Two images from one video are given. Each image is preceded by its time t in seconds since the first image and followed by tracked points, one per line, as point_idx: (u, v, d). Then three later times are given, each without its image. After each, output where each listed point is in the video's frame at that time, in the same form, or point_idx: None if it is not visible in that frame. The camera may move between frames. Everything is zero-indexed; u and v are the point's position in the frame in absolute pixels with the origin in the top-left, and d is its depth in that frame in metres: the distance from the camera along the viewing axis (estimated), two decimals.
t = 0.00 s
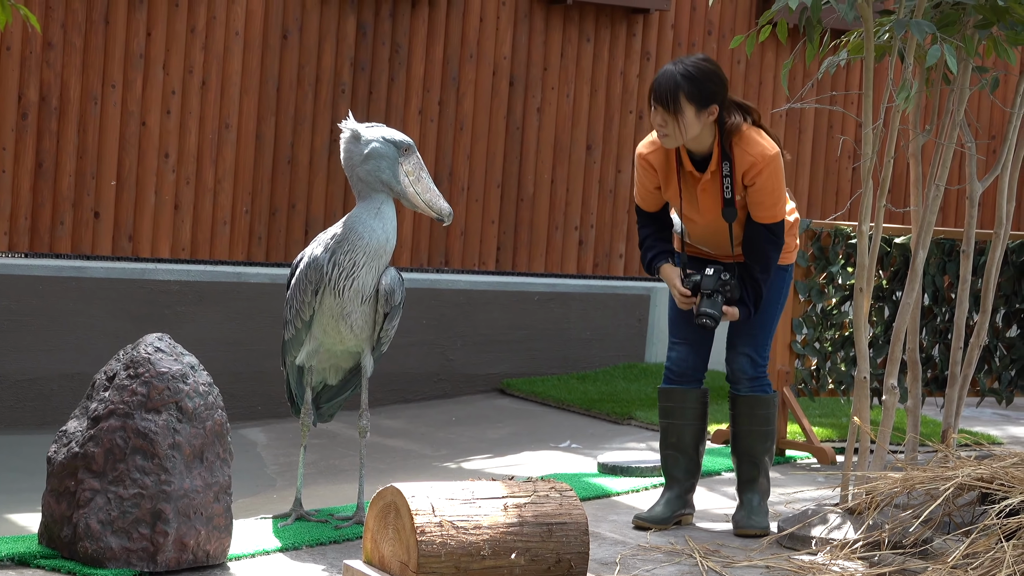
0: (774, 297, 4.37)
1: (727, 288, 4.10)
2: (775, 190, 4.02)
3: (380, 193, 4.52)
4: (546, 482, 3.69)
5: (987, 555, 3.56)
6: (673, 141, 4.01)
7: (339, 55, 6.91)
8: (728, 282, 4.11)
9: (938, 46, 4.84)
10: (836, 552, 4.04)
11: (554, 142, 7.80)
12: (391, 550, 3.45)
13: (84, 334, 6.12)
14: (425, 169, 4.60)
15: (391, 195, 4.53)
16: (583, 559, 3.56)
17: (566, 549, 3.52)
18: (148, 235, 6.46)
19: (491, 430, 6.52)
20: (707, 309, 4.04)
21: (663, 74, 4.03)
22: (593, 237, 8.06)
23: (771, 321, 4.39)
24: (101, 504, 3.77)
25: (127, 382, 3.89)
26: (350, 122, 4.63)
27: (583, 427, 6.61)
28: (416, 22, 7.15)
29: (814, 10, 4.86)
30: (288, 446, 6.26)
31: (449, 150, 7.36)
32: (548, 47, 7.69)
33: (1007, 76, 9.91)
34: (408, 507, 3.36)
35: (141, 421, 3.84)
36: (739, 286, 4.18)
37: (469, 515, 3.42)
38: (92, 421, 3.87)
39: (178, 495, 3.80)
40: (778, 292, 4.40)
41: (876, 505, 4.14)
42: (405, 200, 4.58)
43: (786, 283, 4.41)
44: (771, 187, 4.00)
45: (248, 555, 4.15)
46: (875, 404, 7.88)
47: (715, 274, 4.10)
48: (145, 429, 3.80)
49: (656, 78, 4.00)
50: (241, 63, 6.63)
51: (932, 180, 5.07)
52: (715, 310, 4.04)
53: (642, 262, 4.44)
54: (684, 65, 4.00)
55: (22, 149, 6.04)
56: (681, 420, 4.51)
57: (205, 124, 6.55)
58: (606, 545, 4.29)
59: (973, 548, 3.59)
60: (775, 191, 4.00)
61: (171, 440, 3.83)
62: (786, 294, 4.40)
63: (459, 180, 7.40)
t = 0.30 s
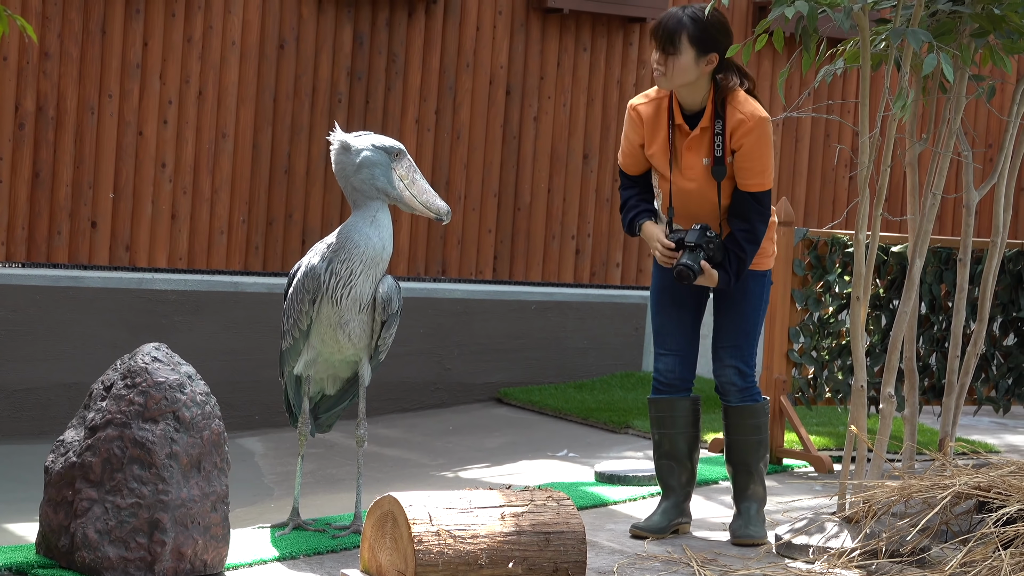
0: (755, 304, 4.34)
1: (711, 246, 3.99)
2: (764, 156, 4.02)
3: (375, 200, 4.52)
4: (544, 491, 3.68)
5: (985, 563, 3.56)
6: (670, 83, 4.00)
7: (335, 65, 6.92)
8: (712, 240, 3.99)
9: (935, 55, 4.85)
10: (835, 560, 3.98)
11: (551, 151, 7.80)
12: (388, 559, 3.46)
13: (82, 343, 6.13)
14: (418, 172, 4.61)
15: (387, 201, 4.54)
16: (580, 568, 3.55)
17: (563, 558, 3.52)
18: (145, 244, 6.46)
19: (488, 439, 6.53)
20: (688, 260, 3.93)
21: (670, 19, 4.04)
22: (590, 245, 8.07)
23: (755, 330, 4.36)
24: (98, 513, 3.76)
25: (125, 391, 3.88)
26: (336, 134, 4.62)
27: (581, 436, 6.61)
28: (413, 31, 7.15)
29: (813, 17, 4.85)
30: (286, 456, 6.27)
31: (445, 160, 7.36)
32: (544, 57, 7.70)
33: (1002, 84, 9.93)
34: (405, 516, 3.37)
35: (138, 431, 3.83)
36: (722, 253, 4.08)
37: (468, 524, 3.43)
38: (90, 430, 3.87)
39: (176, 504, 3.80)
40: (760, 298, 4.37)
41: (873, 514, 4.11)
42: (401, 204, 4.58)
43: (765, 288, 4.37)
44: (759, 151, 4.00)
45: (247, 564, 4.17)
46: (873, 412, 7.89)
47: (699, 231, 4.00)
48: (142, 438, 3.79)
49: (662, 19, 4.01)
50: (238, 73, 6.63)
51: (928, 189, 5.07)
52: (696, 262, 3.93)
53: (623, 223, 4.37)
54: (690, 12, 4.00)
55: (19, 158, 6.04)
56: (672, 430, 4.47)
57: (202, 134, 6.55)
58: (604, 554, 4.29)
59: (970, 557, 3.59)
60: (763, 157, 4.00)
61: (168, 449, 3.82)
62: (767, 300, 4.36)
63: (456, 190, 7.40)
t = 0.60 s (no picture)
0: (732, 307, 4.25)
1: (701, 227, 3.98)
2: (761, 142, 4.05)
3: (375, 209, 4.53)
4: (544, 500, 3.70)
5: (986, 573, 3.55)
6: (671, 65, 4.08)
7: (336, 75, 6.92)
8: (703, 223, 3.99)
9: (934, 64, 4.85)
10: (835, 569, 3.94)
11: (551, 160, 7.80)
12: (388, 569, 3.45)
13: (83, 351, 6.13)
14: (418, 180, 4.62)
15: (386, 210, 4.55)
16: None
17: (565, 568, 3.52)
18: (146, 253, 6.47)
19: (488, 448, 6.52)
20: (678, 238, 3.92)
21: None
22: (590, 254, 8.07)
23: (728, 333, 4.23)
24: (99, 522, 3.76)
25: (125, 400, 3.86)
26: (336, 144, 4.64)
27: (581, 444, 6.61)
28: (413, 40, 7.16)
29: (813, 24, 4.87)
30: (286, 464, 6.27)
31: (446, 170, 7.37)
32: (545, 66, 7.70)
33: (1002, 94, 9.92)
34: (405, 525, 3.37)
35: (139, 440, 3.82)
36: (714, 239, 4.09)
37: (468, 533, 3.43)
38: (91, 439, 3.86)
39: (176, 513, 3.77)
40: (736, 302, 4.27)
41: (873, 523, 4.09)
42: (401, 213, 4.59)
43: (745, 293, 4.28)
44: (757, 136, 4.03)
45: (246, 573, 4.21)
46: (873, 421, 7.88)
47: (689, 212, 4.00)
48: (143, 447, 3.78)
49: None
50: (239, 82, 6.64)
51: (928, 199, 5.07)
52: (685, 240, 3.92)
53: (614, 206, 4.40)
54: None
55: (20, 167, 6.05)
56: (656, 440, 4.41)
57: (202, 143, 6.56)
58: (604, 564, 4.22)
59: (970, 566, 3.58)
60: (761, 143, 4.04)
61: (168, 458, 3.80)
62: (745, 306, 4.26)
63: (456, 199, 7.41)
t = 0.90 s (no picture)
0: (707, 325, 4.08)
1: (695, 227, 3.89)
2: (757, 147, 3.97)
3: (372, 220, 4.51)
4: (540, 512, 3.71)
5: None
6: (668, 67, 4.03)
7: (333, 85, 6.93)
8: (700, 224, 3.90)
9: (930, 75, 4.86)
10: None
11: (549, 171, 7.81)
12: None
13: (81, 363, 6.12)
14: (414, 191, 4.61)
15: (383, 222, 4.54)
16: None
17: None
18: (143, 264, 6.46)
19: (485, 459, 6.52)
20: (670, 236, 3.85)
21: None
22: (588, 264, 8.07)
23: (705, 352, 4.07)
24: (96, 534, 3.58)
25: (122, 412, 3.68)
26: (332, 154, 4.62)
27: (579, 455, 6.60)
28: (411, 51, 7.17)
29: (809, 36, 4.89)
30: (284, 475, 6.25)
31: (444, 181, 7.37)
32: (542, 76, 7.71)
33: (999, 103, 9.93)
34: (402, 537, 3.37)
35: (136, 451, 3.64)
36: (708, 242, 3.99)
37: (465, 544, 3.43)
38: (87, 450, 3.68)
39: (173, 525, 3.60)
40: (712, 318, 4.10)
41: (870, 534, 4.10)
42: (398, 223, 4.57)
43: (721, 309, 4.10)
44: (752, 140, 3.95)
45: None
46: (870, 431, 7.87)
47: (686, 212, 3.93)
48: (139, 458, 3.60)
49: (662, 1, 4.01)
50: (236, 93, 6.64)
51: (926, 210, 5.07)
52: (677, 239, 3.84)
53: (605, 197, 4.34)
54: None
55: (17, 178, 6.05)
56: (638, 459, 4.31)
57: (200, 154, 6.56)
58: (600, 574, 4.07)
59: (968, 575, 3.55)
60: (756, 147, 3.95)
61: (165, 470, 3.63)
62: (721, 324, 4.08)
63: (453, 210, 7.41)
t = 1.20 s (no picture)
0: (700, 336, 4.08)
1: (680, 238, 3.86)
2: (744, 157, 3.95)
3: (374, 231, 4.52)
4: (542, 522, 3.72)
5: None
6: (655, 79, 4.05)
7: (334, 95, 6.95)
8: (684, 234, 3.87)
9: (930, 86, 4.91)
10: None
11: (549, 181, 7.82)
12: None
13: (83, 373, 6.13)
14: (414, 203, 4.62)
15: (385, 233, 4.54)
16: None
17: None
18: (144, 275, 6.47)
19: (487, 468, 6.53)
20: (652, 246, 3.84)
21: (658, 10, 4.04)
22: (589, 274, 8.08)
23: (700, 365, 4.09)
24: (98, 544, 3.27)
25: (123, 421, 3.37)
26: (333, 165, 4.62)
27: (580, 465, 6.61)
28: (412, 61, 7.18)
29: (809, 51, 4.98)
30: (286, 485, 6.25)
31: (445, 191, 7.39)
32: (543, 86, 7.72)
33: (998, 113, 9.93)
34: (403, 547, 3.39)
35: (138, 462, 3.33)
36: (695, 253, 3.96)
37: (467, 554, 3.43)
38: (89, 459, 3.37)
39: (176, 535, 3.30)
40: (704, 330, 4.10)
41: (872, 543, 4.10)
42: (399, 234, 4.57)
43: (713, 321, 4.10)
44: (739, 150, 3.94)
45: None
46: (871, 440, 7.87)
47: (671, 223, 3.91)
48: (141, 468, 3.29)
49: (646, 13, 3.99)
50: (238, 103, 6.66)
51: (927, 221, 5.09)
52: (659, 249, 3.84)
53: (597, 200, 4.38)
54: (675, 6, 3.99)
55: (18, 189, 6.08)
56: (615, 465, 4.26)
57: (201, 165, 6.57)
58: None
59: None
60: (743, 157, 3.94)
61: (168, 480, 3.32)
62: (714, 336, 4.09)
63: (454, 220, 7.43)
